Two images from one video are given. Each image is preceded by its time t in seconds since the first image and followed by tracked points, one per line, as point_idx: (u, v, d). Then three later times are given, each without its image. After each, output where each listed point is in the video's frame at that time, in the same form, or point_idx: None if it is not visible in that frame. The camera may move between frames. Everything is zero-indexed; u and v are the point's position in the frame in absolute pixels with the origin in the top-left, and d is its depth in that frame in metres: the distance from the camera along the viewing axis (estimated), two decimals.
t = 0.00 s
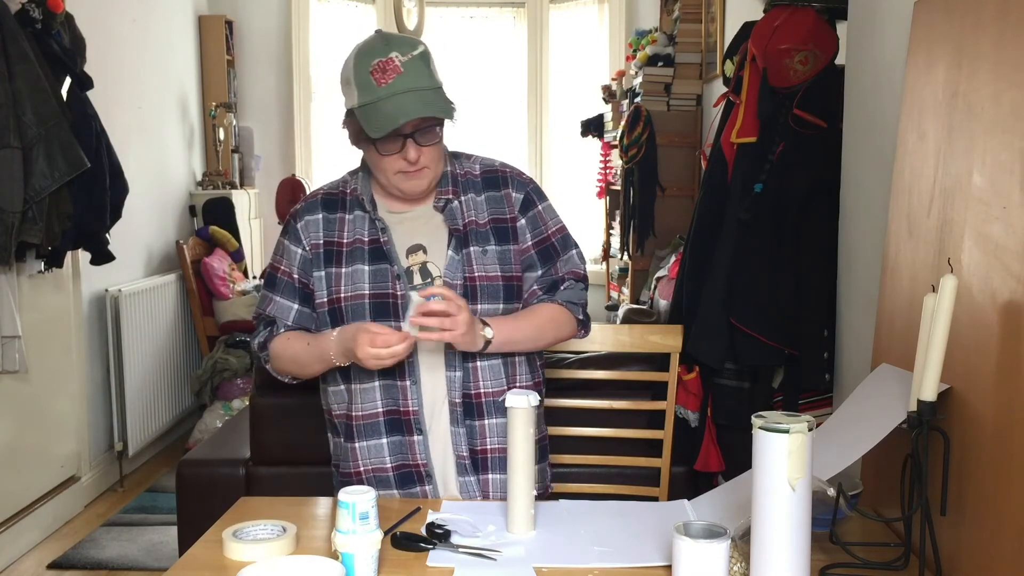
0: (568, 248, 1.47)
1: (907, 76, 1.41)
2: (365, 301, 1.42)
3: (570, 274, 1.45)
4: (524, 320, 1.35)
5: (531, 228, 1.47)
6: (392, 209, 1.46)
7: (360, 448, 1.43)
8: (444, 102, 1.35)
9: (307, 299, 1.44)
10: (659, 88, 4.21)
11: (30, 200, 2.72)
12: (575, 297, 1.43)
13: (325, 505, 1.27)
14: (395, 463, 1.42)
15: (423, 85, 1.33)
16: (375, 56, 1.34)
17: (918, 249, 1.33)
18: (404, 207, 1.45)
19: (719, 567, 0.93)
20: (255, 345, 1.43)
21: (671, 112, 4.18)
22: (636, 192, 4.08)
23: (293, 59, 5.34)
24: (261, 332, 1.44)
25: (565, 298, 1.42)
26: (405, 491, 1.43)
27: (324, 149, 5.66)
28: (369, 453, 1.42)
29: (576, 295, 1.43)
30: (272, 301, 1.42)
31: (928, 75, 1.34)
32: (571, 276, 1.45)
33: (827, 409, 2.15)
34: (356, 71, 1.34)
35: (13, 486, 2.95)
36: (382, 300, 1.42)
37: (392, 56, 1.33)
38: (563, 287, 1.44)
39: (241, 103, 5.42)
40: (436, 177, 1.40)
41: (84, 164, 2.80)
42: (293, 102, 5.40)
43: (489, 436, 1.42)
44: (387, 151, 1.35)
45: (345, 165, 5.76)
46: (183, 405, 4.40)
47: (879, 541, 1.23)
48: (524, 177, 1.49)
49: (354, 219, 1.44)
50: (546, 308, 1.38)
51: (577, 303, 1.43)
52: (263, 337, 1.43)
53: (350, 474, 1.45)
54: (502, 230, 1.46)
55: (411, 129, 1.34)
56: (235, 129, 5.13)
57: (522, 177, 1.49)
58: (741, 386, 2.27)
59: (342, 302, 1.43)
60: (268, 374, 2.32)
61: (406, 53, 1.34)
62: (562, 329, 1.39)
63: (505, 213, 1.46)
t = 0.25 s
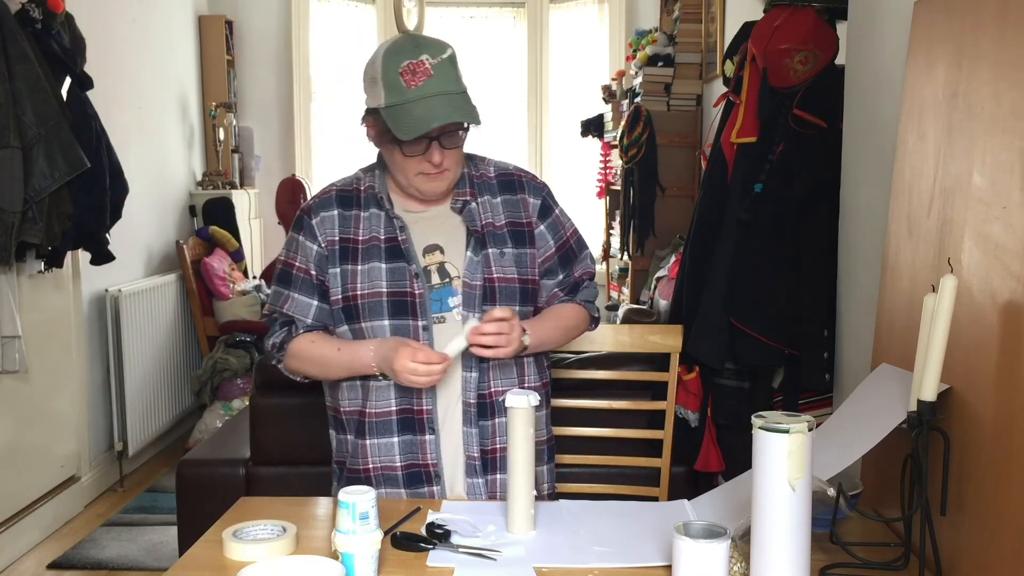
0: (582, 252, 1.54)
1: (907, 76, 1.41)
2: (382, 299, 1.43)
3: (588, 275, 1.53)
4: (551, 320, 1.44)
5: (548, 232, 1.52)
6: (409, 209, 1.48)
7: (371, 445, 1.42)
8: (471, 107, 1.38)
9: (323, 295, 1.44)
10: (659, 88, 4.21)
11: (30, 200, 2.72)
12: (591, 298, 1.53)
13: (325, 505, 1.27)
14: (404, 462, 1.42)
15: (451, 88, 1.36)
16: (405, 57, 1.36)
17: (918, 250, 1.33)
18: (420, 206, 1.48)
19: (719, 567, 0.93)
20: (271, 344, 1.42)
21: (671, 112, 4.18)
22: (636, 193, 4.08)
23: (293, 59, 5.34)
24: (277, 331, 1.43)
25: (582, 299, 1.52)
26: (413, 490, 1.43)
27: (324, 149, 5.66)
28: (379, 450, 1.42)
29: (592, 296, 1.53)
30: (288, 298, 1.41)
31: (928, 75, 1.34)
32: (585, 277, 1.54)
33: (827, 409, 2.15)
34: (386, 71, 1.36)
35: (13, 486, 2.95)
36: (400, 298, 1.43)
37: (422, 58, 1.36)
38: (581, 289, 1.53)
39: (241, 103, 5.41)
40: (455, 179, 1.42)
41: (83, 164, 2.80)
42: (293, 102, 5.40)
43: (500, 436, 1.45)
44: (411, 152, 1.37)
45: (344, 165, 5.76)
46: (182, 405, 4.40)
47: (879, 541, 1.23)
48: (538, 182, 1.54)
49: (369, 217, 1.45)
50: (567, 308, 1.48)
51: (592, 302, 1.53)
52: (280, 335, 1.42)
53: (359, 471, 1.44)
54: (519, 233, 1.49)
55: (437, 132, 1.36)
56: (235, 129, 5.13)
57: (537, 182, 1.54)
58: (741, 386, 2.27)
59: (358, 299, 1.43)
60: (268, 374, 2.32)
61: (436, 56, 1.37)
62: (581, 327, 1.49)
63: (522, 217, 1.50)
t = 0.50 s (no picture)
0: (599, 254, 1.58)
1: (907, 76, 1.42)
2: (409, 297, 1.44)
3: (605, 275, 1.59)
4: (585, 323, 1.51)
5: (570, 235, 1.54)
6: (433, 209, 1.48)
7: (391, 442, 1.44)
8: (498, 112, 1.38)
9: (347, 291, 1.43)
10: (659, 88, 4.21)
11: (30, 200, 2.72)
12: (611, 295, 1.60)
13: (325, 506, 1.27)
14: (423, 461, 1.43)
15: (480, 92, 1.36)
16: (435, 60, 1.36)
17: (918, 250, 1.34)
18: (442, 207, 1.48)
19: (719, 567, 0.93)
20: (294, 342, 1.39)
21: (671, 112, 4.18)
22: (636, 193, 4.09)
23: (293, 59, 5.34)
24: (300, 328, 1.40)
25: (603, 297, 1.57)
26: (431, 489, 1.44)
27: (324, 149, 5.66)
28: (399, 447, 1.44)
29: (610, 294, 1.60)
30: (313, 294, 1.39)
31: (928, 75, 1.34)
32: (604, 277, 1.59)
33: (827, 409, 2.15)
34: (416, 73, 1.36)
35: (13, 486, 2.95)
36: (426, 296, 1.44)
37: (452, 62, 1.36)
38: (601, 289, 1.58)
39: (241, 103, 5.41)
40: (478, 182, 1.42)
41: (83, 164, 2.80)
42: (293, 102, 5.40)
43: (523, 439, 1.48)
44: (437, 154, 1.37)
45: (344, 165, 5.75)
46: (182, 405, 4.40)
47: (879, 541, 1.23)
48: (559, 186, 1.56)
49: (394, 214, 1.45)
50: (594, 308, 1.54)
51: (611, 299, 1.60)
52: (303, 333, 1.39)
53: (377, 469, 1.45)
54: (542, 236, 1.51)
55: (463, 135, 1.36)
56: (235, 129, 5.13)
57: (557, 186, 1.56)
58: (740, 386, 2.27)
59: (383, 296, 1.43)
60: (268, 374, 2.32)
61: (466, 60, 1.37)
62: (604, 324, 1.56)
63: (544, 220, 1.52)
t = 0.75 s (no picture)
0: (619, 261, 1.56)
1: (907, 76, 1.41)
2: (426, 296, 1.43)
3: (624, 284, 1.55)
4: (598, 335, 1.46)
5: (587, 240, 1.54)
6: (454, 210, 1.48)
7: (404, 441, 1.43)
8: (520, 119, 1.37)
9: (369, 287, 1.43)
10: (659, 88, 4.21)
11: (30, 200, 2.72)
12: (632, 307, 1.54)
13: (325, 506, 1.27)
14: (435, 460, 1.43)
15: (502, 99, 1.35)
16: (458, 63, 1.36)
17: (918, 250, 1.34)
18: (463, 208, 1.48)
19: (719, 567, 0.93)
20: (315, 338, 1.38)
21: (671, 112, 4.17)
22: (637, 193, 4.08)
23: (293, 59, 5.34)
24: (321, 325, 1.39)
25: (622, 307, 1.53)
26: (441, 489, 1.44)
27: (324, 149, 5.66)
28: (412, 446, 1.43)
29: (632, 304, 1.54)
30: (334, 289, 1.39)
31: (928, 75, 1.34)
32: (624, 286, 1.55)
33: (827, 409, 2.15)
34: (439, 75, 1.36)
35: (13, 487, 2.95)
36: (443, 295, 1.43)
37: (475, 66, 1.35)
38: (620, 297, 1.54)
39: (241, 103, 5.41)
40: (497, 186, 1.43)
41: (83, 164, 2.80)
42: (293, 102, 5.40)
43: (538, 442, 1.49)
44: (455, 158, 1.37)
45: (344, 165, 5.75)
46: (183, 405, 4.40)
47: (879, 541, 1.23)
48: (578, 192, 1.56)
49: (415, 213, 1.45)
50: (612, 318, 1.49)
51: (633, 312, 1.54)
52: (324, 329, 1.38)
53: (389, 467, 1.45)
54: (560, 240, 1.51)
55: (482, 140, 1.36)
56: (235, 129, 5.13)
57: (576, 191, 1.56)
58: (741, 386, 2.27)
59: (400, 294, 1.43)
60: (268, 375, 2.32)
61: (489, 65, 1.36)
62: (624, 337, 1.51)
63: (562, 224, 1.51)
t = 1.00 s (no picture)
0: (625, 267, 1.56)
1: (907, 76, 1.41)
2: (435, 297, 1.43)
3: (628, 292, 1.55)
4: (600, 339, 1.46)
5: (597, 243, 1.54)
6: (465, 210, 1.48)
7: (411, 441, 1.43)
8: (531, 125, 1.36)
9: (380, 287, 1.43)
10: (659, 88, 4.21)
11: (30, 200, 2.72)
12: (634, 316, 1.54)
13: (325, 506, 1.27)
14: (443, 461, 1.43)
15: (514, 105, 1.34)
16: (471, 67, 1.35)
17: (918, 250, 1.33)
18: (475, 209, 1.47)
19: (719, 567, 0.93)
20: (326, 339, 1.39)
21: (671, 112, 4.17)
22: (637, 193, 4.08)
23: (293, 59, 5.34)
24: (333, 326, 1.40)
25: (626, 316, 1.53)
26: (448, 490, 1.44)
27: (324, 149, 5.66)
28: (419, 447, 1.44)
29: (635, 313, 1.54)
30: (345, 290, 1.40)
31: (928, 75, 1.34)
32: (629, 294, 1.56)
33: (827, 409, 2.15)
34: (451, 79, 1.36)
35: (13, 487, 2.95)
36: (453, 296, 1.43)
37: (488, 71, 1.35)
38: (624, 305, 1.55)
39: (241, 103, 5.41)
40: (508, 188, 1.42)
41: (83, 164, 2.80)
42: (293, 102, 5.40)
43: (545, 444, 1.50)
44: (465, 161, 1.37)
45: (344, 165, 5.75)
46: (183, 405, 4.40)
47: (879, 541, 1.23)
48: (590, 195, 1.56)
49: (426, 213, 1.45)
50: (611, 326, 1.49)
51: (635, 322, 1.54)
52: (335, 331, 1.39)
53: (397, 467, 1.45)
54: (571, 242, 1.51)
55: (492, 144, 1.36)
56: (235, 129, 5.13)
57: (588, 194, 1.56)
58: (741, 386, 2.27)
59: (410, 295, 1.43)
60: (268, 374, 2.32)
61: (502, 70, 1.35)
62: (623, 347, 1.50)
63: (574, 227, 1.51)
